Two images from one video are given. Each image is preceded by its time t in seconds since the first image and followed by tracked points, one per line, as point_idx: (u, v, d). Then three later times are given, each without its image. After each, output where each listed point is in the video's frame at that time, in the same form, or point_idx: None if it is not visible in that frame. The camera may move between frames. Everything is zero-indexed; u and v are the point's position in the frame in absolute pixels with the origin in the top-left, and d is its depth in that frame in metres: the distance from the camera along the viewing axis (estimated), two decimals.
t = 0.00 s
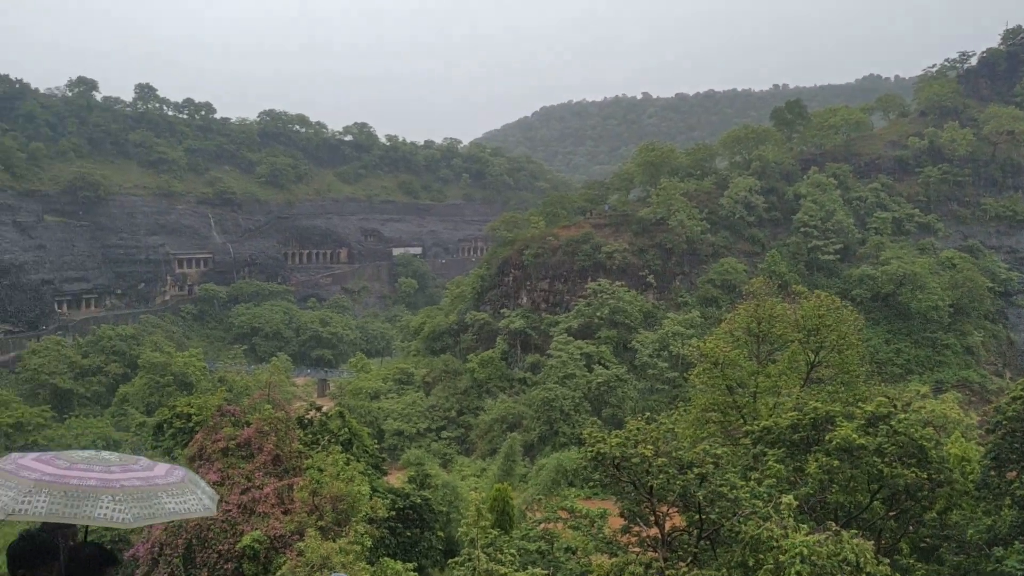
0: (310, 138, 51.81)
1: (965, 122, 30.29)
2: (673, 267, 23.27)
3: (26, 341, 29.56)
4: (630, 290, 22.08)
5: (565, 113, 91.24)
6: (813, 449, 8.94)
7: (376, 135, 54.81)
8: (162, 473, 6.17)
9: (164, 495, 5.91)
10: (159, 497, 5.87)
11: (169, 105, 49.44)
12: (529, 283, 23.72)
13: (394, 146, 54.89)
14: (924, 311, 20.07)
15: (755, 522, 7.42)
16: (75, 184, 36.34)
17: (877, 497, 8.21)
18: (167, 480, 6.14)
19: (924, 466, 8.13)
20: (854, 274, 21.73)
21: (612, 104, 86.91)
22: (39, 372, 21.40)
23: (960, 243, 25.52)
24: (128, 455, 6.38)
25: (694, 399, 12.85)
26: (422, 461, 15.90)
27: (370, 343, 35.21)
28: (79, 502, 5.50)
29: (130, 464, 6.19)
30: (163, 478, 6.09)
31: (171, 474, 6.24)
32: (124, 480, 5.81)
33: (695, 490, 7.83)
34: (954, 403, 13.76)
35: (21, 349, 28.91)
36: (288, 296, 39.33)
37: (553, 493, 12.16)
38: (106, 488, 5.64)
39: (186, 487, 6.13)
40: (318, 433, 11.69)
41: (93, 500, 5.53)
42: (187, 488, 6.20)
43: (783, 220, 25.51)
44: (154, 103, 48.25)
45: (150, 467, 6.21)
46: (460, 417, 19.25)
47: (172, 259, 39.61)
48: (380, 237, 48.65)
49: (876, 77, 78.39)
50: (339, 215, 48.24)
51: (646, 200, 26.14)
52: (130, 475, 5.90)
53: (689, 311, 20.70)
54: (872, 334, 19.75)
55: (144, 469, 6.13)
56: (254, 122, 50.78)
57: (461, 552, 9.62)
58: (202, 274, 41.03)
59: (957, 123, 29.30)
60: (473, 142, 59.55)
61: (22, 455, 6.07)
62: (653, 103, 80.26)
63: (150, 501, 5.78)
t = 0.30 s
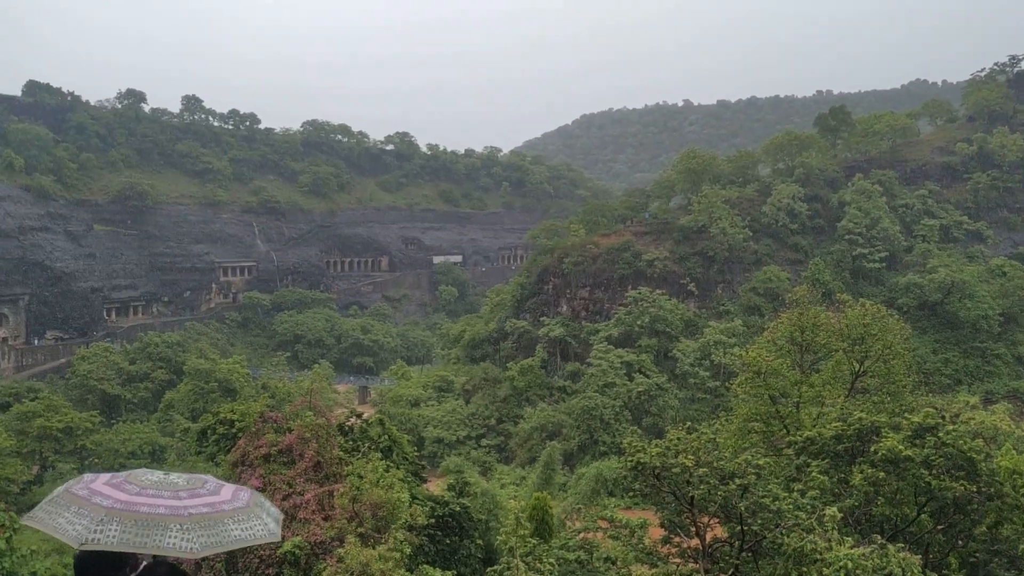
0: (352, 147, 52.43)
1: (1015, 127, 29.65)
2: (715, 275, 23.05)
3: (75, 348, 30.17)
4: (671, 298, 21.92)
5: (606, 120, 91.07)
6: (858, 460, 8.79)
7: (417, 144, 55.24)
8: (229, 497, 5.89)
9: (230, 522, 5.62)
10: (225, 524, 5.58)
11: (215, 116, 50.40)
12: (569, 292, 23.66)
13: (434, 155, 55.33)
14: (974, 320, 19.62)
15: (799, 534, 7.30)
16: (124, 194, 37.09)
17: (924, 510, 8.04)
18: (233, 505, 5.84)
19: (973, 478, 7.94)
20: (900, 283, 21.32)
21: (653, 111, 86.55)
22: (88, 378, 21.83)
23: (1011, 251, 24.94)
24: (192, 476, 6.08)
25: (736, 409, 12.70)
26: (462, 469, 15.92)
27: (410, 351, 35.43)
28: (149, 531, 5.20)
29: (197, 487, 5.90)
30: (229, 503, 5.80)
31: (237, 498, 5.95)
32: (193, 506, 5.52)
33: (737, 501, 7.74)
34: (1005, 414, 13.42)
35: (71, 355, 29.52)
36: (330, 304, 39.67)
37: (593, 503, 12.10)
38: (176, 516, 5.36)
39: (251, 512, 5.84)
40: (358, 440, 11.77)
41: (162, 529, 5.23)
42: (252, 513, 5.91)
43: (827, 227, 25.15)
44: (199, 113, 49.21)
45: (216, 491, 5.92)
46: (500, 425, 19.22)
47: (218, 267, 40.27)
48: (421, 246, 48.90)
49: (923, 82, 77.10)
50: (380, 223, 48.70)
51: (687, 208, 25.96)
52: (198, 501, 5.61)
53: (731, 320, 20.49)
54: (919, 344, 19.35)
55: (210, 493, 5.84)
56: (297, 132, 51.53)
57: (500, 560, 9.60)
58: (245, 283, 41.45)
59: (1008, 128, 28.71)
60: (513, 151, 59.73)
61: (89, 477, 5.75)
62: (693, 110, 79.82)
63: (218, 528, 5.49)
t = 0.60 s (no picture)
0: (376, 161, 52.89)
1: None
2: (740, 284, 22.90)
3: (105, 362, 30.54)
4: (696, 308, 21.82)
5: (629, 130, 91.00)
6: (888, 471, 8.68)
7: (440, 157, 55.56)
8: (280, 517, 6.29)
9: (281, 541, 5.98)
10: (276, 543, 5.94)
11: (240, 131, 51.03)
12: (594, 302, 23.62)
13: (458, 167, 55.68)
14: (1005, 328, 19.35)
15: (828, 546, 7.22)
16: (152, 209, 37.58)
17: (957, 521, 7.92)
18: (285, 526, 6.23)
19: (1007, 488, 7.81)
20: (929, 291, 21.08)
21: (676, 120, 86.38)
22: (117, 392, 22.07)
23: None
24: (248, 499, 6.55)
25: (764, 420, 12.57)
26: (488, 481, 15.91)
27: (435, 363, 35.51)
28: (202, 548, 5.64)
29: (251, 509, 6.34)
30: (280, 524, 6.19)
31: (289, 518, 6.33)
32: (244, 526, 5.95)
33: (765, 512, 7.69)
34: None
35: (101, 369, 29.88)
36: (355, 316, 39.83)
37: (620, 515, 12.01)
38: (227, 533, 5.79)
39: (301, 531, 6.20)
40: (384, 453, 11.79)
41: (214, 546, 5.65)
42: (303, 533, 6.27)
43: (854, 235, 24.94)
44: (225, 129, 49.85)
45: (269, 512, 6.35)
46: (525, 437, 19.17)
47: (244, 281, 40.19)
48: (445, 258, 49.00)
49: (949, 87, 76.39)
50: (404, 235, 49.07)
51: (712, 217, 25.85)
52: (249, 521, 6.04)
53: (757, 329, 20.35)
54: (948, 352, 19.10)
55: (263, 514, 6.28)
56: (322, 146, 52.04)
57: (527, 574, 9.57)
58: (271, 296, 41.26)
59: None
60: (536, 162, 59.91)
61: (151, 499, 6.31)
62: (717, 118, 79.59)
63: (268, 546, 5.86)
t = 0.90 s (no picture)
0: (398, 177, 53.36)
1: None
2: (765, 295, 22.73)
3: (133, 380, 30.84)
4: (721, 320, 21.69)
5: (649, 141, 90.96)
6: (920, 484, 8.54)
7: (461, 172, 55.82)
8: (328, 566, 6.98)
9: None
10: None
11: (264, 150, 51.58)
12: (617, 315, 23.55)
13: (479, 182, 55.99)
14: None
15: (859, 561, 7.11)
16: (177, 229, 37.98)
17: (991, 534, 7.77)
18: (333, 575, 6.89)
19: None
20: (957, 299, 20.80)
21: (697, 130, 86.21)
22: (145, 410, 22.26)
23: None
24: (299, 546, 7.26)
25: (791, 432, 12.44)
26: (514, 496, 15.87)
27: (459, 378, 35.53)
28: None
29: (301, 556, 7.05)
30: (328, 573, 6.85)
31: (336, 568, 7.01)
32: None
33: (794, 526, 7.60)
34: None
35: (129, 388, 30.17)
36: (379, 332, 39.93)
37: (647, 531, 11.90)
38: None
39: None
40: (410, 469, 11.78)
41: None
42: None
43: (879, 244, 24.74)
44: (249, 148, 50.42)
45: (318, 560, 7.03)
46: (551, 451, 19.09)
47: (269, 298, 40.38)
48: (467, 272, 48.99)
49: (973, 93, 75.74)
50: (427, 250, 49.37)
51: (735, 227, 25.72)
52: (299, 572, 6.73)
53: (784, 340, 20.18)
54: (979, 361, 18.82)
55: (312, 563, 6.95)
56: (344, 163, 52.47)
57: None
58: (296, 313, 41.51)
59: None
60: (558, 176, 60.07)
61: (209, 552, 7.11)
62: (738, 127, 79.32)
63: None
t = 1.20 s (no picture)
0: (423, 191, 53.71)
1: None
2: (793, 305, 22.52)
3: (163, 396, 31.13)
4: (749, 330, 21.51)
5: (674, 150, 90.79)
6: (955, 495, 8.41)
7: (486, 185, 56.03)
8: None
9: None
10: None
11: (290, 166, 52.09)
12: (644, 326, 23.47)
13: (504, 195, 56.21)
14: None
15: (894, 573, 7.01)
16: (206, 245, 38.43)
17: None
18: None
19: None
20: (990, 307, 20.46)
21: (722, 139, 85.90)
22: (175, 425, 22.46)
23: None
24: (347, 562, 7.26)
25: (821, 443, 12.31)
26: (542, 509, 15.81)
27: (485, 391, 35.54)
28: None
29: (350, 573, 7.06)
30: None
31: None
32: None
33: (827, 538, 7.52)
34: None
35: (159, 403, 30.45)
36: (405, 345, 40.00)
37: (677, 543, 11.81)
38: None
39: None
40: (438, 482, 11.80)
41: None
42: None
43: (908, 251, 24.46)
44: (275, 164, 50.94)
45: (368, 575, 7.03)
46: (579, 463, 18.98)
47: (297, 312, 40.61)
48: (493, 284, 48.99)
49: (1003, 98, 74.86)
50: (453, 264, 49.57)
51: (762, 236, 25.55)
52: None
53: (813, 350, 19.98)
54: (1013, 369, 18.48)
55: None
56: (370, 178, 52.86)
57: None
58: (323, 327, 41.59)
59: None
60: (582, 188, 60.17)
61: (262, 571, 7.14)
62: (764, 136, 78.95)
63: None
